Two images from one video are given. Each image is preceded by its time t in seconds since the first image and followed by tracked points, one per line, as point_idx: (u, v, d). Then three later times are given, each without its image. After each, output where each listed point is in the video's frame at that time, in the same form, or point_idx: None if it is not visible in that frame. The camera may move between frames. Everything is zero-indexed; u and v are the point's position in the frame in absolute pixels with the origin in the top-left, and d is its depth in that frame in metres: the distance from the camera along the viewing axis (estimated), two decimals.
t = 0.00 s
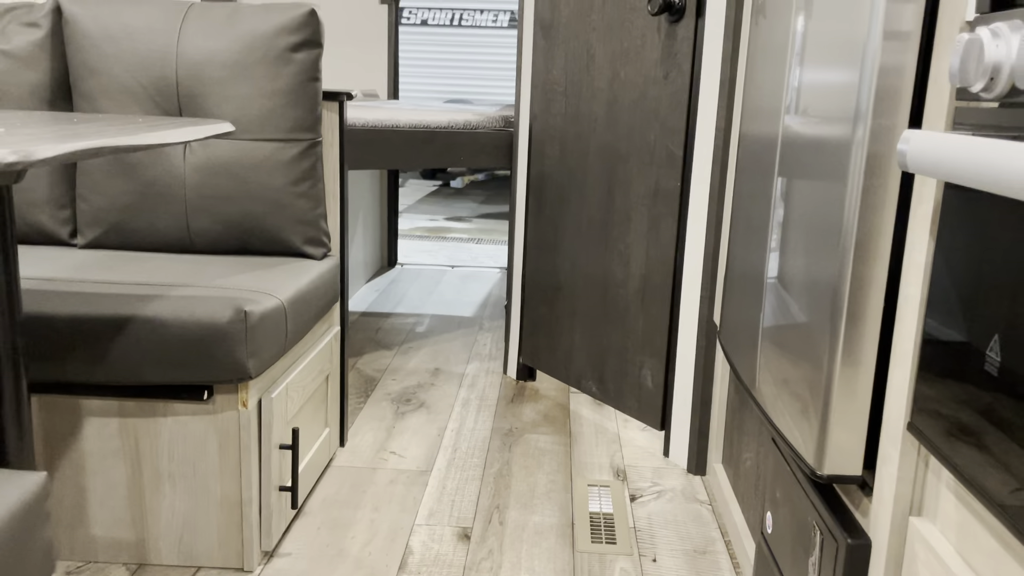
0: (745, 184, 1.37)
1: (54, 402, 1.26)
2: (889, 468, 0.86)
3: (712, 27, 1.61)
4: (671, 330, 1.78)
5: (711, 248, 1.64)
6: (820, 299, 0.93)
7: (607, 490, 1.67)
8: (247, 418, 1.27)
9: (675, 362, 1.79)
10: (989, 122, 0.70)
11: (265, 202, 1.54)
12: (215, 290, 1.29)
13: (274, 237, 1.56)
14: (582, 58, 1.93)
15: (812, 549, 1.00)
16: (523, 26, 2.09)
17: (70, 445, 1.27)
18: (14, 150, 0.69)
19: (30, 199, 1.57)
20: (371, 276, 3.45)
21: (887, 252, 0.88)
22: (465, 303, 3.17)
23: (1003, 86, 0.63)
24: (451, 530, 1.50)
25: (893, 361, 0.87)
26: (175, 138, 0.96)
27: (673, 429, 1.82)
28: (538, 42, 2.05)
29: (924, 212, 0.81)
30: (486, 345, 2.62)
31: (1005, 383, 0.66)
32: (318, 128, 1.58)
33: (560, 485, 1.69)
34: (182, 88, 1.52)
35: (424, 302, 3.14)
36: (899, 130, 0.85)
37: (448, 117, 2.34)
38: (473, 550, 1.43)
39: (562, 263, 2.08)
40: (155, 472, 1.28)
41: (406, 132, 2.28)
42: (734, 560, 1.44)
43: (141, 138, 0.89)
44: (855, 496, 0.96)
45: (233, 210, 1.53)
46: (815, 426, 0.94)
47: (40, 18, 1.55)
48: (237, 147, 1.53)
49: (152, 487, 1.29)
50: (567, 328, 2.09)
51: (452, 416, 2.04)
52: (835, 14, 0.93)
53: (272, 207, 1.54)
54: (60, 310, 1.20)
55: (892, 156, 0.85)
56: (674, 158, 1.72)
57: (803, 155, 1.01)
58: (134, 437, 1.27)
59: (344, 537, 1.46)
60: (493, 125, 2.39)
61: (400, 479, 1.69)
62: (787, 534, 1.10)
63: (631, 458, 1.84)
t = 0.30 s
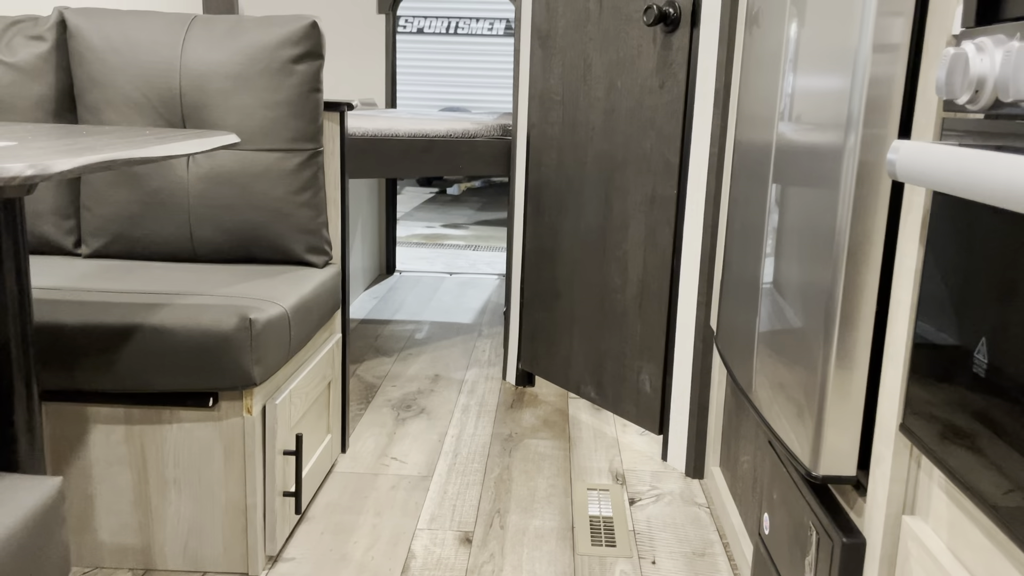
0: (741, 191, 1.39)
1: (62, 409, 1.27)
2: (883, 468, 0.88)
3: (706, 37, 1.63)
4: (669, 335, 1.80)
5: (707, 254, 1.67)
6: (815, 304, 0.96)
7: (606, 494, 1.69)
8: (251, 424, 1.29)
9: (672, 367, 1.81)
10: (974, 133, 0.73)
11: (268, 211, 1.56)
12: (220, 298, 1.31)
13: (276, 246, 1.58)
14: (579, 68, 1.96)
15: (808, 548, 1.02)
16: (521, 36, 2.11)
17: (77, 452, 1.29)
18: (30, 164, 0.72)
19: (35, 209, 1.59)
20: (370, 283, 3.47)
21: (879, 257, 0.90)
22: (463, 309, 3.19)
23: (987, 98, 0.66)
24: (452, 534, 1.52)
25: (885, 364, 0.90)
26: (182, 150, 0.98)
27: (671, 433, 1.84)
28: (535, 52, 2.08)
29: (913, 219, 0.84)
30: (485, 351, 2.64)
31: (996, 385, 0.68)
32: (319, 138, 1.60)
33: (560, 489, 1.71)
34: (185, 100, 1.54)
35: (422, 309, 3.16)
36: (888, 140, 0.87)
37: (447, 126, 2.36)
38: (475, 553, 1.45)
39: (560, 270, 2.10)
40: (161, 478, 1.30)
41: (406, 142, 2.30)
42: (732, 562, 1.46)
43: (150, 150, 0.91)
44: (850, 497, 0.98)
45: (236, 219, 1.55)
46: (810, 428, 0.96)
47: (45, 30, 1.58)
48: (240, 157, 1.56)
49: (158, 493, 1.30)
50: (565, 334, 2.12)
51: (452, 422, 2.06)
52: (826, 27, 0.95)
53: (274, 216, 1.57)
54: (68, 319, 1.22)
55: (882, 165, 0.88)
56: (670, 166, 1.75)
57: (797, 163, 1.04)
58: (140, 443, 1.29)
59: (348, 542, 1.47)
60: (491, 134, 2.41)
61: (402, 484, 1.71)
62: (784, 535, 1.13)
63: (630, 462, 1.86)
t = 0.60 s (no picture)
0: (740, 192, 1.40)
1: (67, 413, 1.28)
2: (883, 463, 0.89)
3: (704, 40, 1.65)
4: (669, 336, 1.81)
5: (706, 255, 1.68)
6: (814, 304, 0.97)
7: (608, 495, 1.70)
8: (255, 426, 1.29)
9: (673, 369, 1.82)
10: (971, 130, 0.74)
11: (270, 215, 1.57)
12: (224, 301, 1.32)
13: (278, 250, 1.59)
14: (577, 71, 1.97)
15: (810, 544, 1.03)
16: (520, 40, 2.13)
17: (82, 455, 1.29)
18: (40, 167, 0.73)
19: (37, 215, 1.60)
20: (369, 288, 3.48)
21: (878, 255, 0.91)
22: (463, 313, 3.20)
23: (983, 97, 0.67)
24: (455, 535, 1.52)
25: (885, 361, 0.91)
26: (186, 154, 0.99)
27: (672, 434, 1.85)
28: (534, 56, 2.10)
29: (912, 217, 0.85)
30: (485, 354, 2.65)
31: (996, 379, 0.69)
32: (320, 142, 1.61)
33: (562, 490, 1.72)
34: (187, 105, 1.55)
35: (422, 313, 3.17)
36: (886, 139, 0.88)
37: (446, 130, 2.38)
38: (477, 554, 1.46)
39: (560, 272, 2.11)
40: (165, 481, 1.30)
41: (405, 145, 2.31)
42: (734, 561, 1.47)
43: (155, 154, 0.92)
44: (851, 494, 0.99)
45: (239, 223, 1.56)
46: (811, 424, 0.97)
47: (47, 37, 1.59)
48: (242, 161, 1.57)
49: (162, 495, 1.31)
50: (566, 337, 2.12)
51: (453, 424, 2.07)
52: (824, 27, 0.96)
53: (276, 220, 1.57)
54: (73, 323, 1.22)
55: (881, 164, 0.89)
56: (669, 169, 1.76)
57: (796, 163, 1.05)
58: (144, 446, 1.29)
59: (351, 543, 1.48)
60: (490, 138, 2.43)
61: (404, 486, 1.72)
62: (786, 532, 1.14)
63: (630, 463, 1.87)
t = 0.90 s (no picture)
0: (735, 194, 1.41)
1: (67, 417, 1.29)
2: (877, 462, 0.90)
3: (699, 44, 1.66)
4: (666, 338, 1.82)
5: (703, 257, 1.69)
6: (808, 306, 0.97)
7: (606, 496, 1.71)
8: (254, 430, 1.30)
9: (670, 371, 1.83)
10: (959, 132, 0.75)
11: (269, 220, 1.58)
12: (222, 306, 1.33)
13: (277, 255, 1.60)
14: (574, 75, 1.98)
15: (806, 544, 1.04)
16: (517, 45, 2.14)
17: (82, 459, 1.30)
18: (40, 173, 0.74)
19: (37, 221, 1.60)
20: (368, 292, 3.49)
21: (871, 255, 0.92)
22: (462, 317, 3.21)
23: (970, 99, 0.67)
24: (454, 537, 1.53)
25: (878, 361, 0.91)
26: (184, 160, 1.00)
27: (670, 436, 1.85)
28: (530, 60, 2.11)
29: (903, 218, 0.86)
30: (484, 358, 2.66)
31: (988, 379, 0.69)
32: (318, 148, 1.63)
33: (560, 492, 1.73)
34: (186, 111, 1.56)
35: (421, 317, 3.18)
36: (876, 142, 0.90)
37: (443, 135, 2.39)
38: (476, 556, 1.46)
39: (558, 276, 2.12)
40: (165, 486, 1.31)
41: (403, 150, 2.32)
42: (731, 561, 1.48)
43: (153, 160, 0.93)
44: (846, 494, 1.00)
45: (237, 228, 1.57)
46: (805, 425, 0.98)
47: (46, 44, 1.60)
48: (240, 167, 1.58)
49: (162, 499, 1.31)
50: (564, 340, 2.13)
51: (452, 427, 2.08)
52: (816, 31, 0.98)
53: (275, 225, 1.58)
54: (72, 328, 1.23)
55: (872, 165, 0.90)
56: (665, 172, 1.77)
57: (790, 166, 1.06)
58: (145, 451, 1.30)
59: (351, 546, 1.49)
60: (487, 142, 2.45)
61: (403, 489, 1.73)
62: (782, 532, 1.14)
63: (629, 465, 1.87)
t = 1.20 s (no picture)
0: (738, 196, 1.41)
1: (72, 421, 1.29)
2: (882, 461, 0.90)
3: (701, 45, 1.66)
4: (669, 339, 1.82)
5: (705, 258, 1.69)
6: (812, 306, 0.98)
7: (610, 498, 1.71)
8: (259, 433, 1.30)
9: (673, 372, 1.83)
10: (962, 132, 0.75)
11: (272, 223, 1.58)
12: (227, 309, 1.33)
13: (280, 258, 1.60)
14: (575, 77, 1.98)
15: (811, 543, 1.04)
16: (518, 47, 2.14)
17: (88, 462, 1.30)
18: (47, 177, 0.74)
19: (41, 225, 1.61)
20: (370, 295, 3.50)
21: (874, 255, 0.92)
22: (464, 319, 3.22)
23: (973, 98, 0.68)
24: (458, 539, 1.53)
25: (881, 361, 0.92)
26: (189, 163, 1.00)
27: (673, 437, 1.86)
28: (531, 62, 2.11)
29: (906, 218, 0.86)
30: (487, 360, 2.66)
31: (992, 377, 0.70)
32: (321, 151, 1.63)
33: (564, 494, 1.73)
34: (189, 115, 1.57)
35: (423, 320, 3.18)
36: (879, 141, 0.90)
37: (444, 137, 2.40)
38: (481, 558, 1.47)
39: (560, 277, 2.13)
40: (170, 489, 1.31)
41: (405, 153, 2.33)
42: (736, 562, 1.48)
43: (159, 164, 0.94)
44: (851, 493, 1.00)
45: (241, 231, 1.57)
46: (810, 424, 0.98)
47: (49, 49, 1.60)
48: (243, 170, 1.58)
49: (167, 502, 1.31)
50: (566, 342, 2.13)
51: (455, 429, 2.08)
52: (818, 32, 0.98)
53: (278, 228, 1.59)
54: (78, 332, 1.23)
55: (875, 165, 0.90)
56: (667, 173, 1.77)
57: (793, 167, 1.06)
58: (149, 454, 1.30)
59: (355, 548, 1.49)
60: (488, 145, 2.46)
61: (408, 491, 1.73)
62: (787, 532, 1.14)
63: (632, 466, 1.88)
